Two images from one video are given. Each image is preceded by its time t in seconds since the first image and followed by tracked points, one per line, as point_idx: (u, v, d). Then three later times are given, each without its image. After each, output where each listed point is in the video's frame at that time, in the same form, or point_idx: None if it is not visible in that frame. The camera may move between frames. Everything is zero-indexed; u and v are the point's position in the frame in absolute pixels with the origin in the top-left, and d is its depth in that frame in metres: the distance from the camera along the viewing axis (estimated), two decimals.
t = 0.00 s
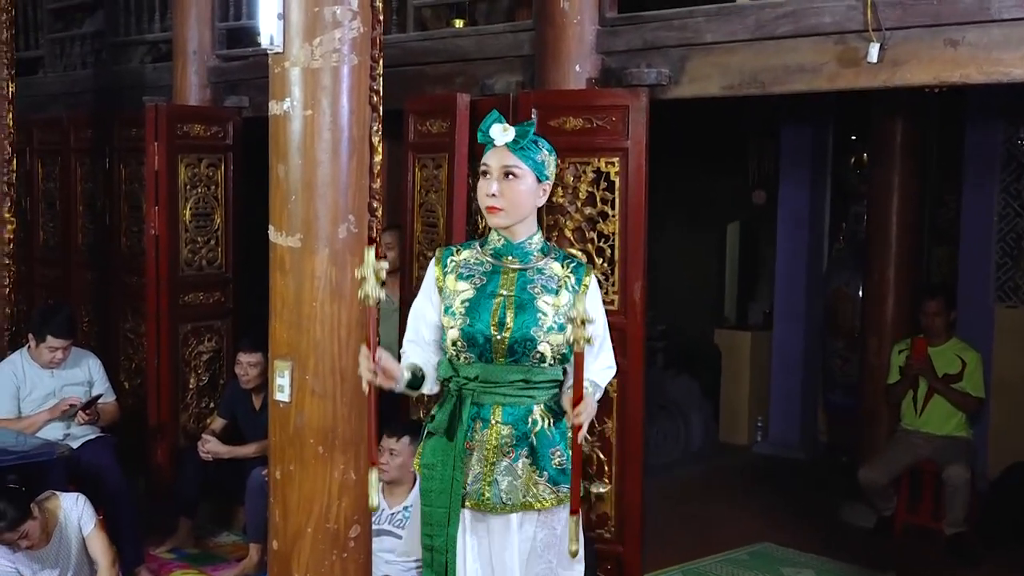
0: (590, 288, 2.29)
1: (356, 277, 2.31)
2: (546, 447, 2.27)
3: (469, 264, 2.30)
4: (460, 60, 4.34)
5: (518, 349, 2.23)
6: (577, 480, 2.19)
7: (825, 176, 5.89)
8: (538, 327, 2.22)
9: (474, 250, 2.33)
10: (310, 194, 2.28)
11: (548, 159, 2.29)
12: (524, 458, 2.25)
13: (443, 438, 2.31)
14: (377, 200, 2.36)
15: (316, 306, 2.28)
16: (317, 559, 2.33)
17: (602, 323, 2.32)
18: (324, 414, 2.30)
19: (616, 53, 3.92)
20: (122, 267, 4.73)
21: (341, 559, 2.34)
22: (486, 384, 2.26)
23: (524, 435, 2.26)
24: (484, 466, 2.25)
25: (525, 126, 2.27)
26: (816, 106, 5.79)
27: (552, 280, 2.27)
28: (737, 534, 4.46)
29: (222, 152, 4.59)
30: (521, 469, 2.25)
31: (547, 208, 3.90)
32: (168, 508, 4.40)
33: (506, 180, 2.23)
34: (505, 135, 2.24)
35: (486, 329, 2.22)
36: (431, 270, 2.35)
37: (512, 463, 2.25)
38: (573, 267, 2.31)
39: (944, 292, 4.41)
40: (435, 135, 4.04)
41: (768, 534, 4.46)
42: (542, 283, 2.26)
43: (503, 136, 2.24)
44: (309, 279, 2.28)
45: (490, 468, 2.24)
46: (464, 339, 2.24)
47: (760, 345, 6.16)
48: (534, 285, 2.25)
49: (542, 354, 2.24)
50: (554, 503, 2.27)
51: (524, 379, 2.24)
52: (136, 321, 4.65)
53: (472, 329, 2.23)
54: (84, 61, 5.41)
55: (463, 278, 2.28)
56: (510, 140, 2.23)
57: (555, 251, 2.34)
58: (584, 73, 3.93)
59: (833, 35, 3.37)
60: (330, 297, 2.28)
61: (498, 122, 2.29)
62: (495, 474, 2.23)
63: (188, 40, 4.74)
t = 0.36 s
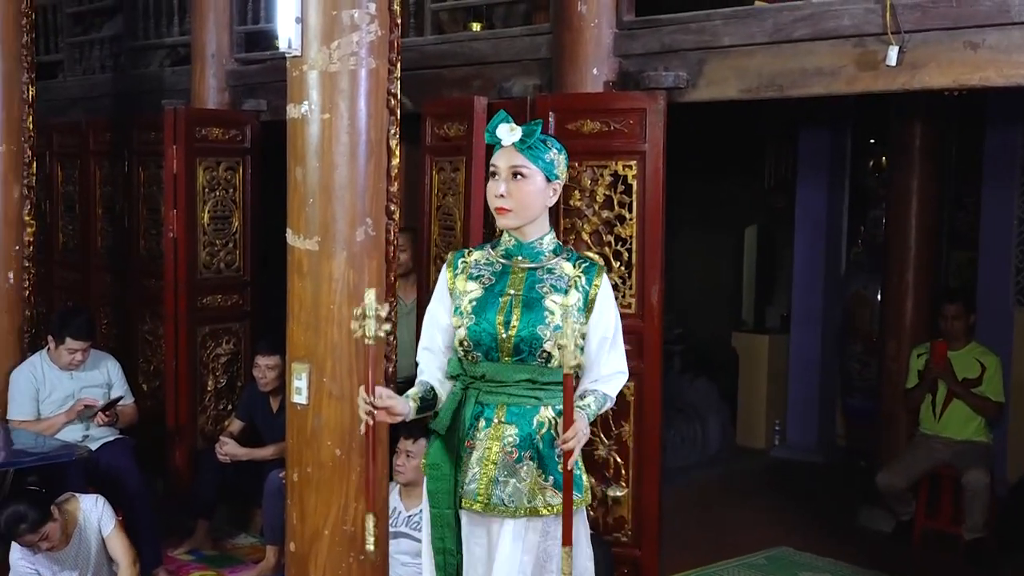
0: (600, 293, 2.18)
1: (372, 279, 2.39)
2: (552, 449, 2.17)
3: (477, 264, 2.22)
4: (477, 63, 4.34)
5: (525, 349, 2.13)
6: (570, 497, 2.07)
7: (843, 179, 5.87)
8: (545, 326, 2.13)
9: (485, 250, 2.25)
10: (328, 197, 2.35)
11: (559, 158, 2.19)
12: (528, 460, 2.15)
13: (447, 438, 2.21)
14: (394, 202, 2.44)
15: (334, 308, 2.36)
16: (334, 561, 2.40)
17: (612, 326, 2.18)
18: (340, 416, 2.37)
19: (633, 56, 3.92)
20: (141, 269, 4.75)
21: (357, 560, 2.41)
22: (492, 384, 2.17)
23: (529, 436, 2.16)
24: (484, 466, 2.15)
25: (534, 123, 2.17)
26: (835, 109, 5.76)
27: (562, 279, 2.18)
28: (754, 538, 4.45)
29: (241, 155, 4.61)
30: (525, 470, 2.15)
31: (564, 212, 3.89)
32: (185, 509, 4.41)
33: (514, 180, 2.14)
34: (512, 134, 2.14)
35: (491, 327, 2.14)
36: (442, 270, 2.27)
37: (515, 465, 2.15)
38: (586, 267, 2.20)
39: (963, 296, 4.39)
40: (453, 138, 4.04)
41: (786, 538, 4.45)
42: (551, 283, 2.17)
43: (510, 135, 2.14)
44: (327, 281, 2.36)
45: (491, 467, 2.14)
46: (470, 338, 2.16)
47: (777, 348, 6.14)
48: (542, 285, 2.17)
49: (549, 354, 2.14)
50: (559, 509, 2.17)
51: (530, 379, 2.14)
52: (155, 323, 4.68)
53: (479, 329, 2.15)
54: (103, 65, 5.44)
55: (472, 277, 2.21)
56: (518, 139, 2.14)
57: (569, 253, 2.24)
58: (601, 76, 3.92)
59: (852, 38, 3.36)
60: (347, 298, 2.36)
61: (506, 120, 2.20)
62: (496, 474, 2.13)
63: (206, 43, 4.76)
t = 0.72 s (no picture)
0: (600, 282, 2.09)
1: (391, 279, 2.40)
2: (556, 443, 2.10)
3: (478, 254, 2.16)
4: (496, 63, 4.34)
5: (521, 342, 2.07)
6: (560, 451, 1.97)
7: (862, 179, 5.85)
8: (539, 319, 2.06)
9: (486, 240, 2.19)
10: (347, 197, 2.35)
11: (563, 148, 2.12)
12: (531, 453, 2.09)
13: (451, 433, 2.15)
14: (412, 202, 2.45)
15: (353, 308, 2.36)
16: (352, 560, 2.41)
17: (619, 313, 2.10)
18: (359, 415, 2.38)
19: (653, 56, 3.91)
20: (160, 268, 4.77)
21: (376, 559, 2.42)
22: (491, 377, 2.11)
23: (531, 431, 2.09)
24: (486, 462, 2.09)
25: (537, 111, 2.11)
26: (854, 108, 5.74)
27: (560, 270, 2.09)
28: (772, 538, 4.44)
29: (260, 155, 4.62)
30: (528, 464, 2.08)
31: (582, 211, 3.87)
32: (204, 508, 4.43)
33: (516, 167, 2.07)
34: (514, 121, 2.08)
35: (487, 319, 2.08)
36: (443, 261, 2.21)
37: (517, 459, 2.08)
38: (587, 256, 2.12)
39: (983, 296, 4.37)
40: (472, 138, 4.04)
41: (804, 539, 4.44)
42: (549, 274, 2.09)
43: (512, 122, 2.08)
44: (345, 281, 2.36)
45: (493, 463, 2.08)
46: (467, 332, 2.10)
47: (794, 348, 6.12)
48: (539, 276, 2.09)
49: (547, 346, 2.07)
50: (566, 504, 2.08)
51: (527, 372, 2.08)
52: (174, 322, 4.70)
53: (476, 323, 2.09)
54: (124, 65, 5.47)
55: (471, 268, 2.14)
56: (520, 126, 2.07)
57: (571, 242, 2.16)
58: (620, 75, 3.92)
59: (872, 37, 3.35)
60: (366, 298, 2.36)
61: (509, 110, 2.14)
62: (498, 469, 2.07)
63: (226, 44, 4.78)
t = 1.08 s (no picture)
0: (604, 285, 2.06)
1: (401, 279, 2.40)
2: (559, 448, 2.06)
3: (484, 261, 2.13)
4: (507, 63, 4.34)
5: (524, 347, 2.03)
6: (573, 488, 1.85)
7: (873, 179, 5.84)
8: (541, 323, 2.02)
9: (492, 247, 2.16)
10: (358, 197, 2.35)
11: (563, 153, 2.08)
12: (534, 459, 2.05)
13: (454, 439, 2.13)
14: (424, 202, 2.45)
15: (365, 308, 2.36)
16: (363, 560, 2.41)
17: (625, 314, 2.05)
18: (370, 415, 2.38)
19: (664, 56, 3.91)
20: (173, 268, 4.78)
21: (387, 559, 2.42)
22: (495, 384, 2.08)
23: (534, 436, 2.05)
24: (487, 468, 2.06)
25: (532, 119, 2.07)
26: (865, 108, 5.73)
27: (564, 274, 2.06)
28: (783, 539, 4.43)
29: (271, 155, 4.63)
30: (531, 470, 2.04)
31: (594, 211, 3.87)
32: (216, 507, 4.44)
33: (514, 178, 2.04)
34: (509, 132, 2.04)
35: (490, 325, 2.05)
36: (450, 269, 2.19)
37: (518, 465, 2.05)
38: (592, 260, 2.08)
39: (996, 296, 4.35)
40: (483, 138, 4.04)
41: (815, 539, 4.43)
42: (553, 279, 2.06)
43: (507, 133, 2.05)
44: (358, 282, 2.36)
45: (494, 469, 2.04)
46: (472, 338, 2.07)
47: (804, 348, 6.11)
48: (542, 281, 2.06)
49: (549, 350, 2.02)
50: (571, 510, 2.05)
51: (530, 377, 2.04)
52: (186, 322, 4.71)
53: (479, 329, 2.06)
54: (136, 65, 5.49)
55: (476, 275, 2.12)
56: (515, 136, 2.04)
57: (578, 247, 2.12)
58: (631, 75, 3.92)
59: (884, 37, 3.34)
60: (378, 298, 2.36)
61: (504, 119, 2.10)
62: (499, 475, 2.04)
63: (238, 44, 4.79)
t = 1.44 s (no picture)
0: (610, 292, 2.04)
1: (406, 279, 2.40)
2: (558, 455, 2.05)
3: (492, 266, 2.14)
4: (511, 63, 4.34)
5: (528, 352, 2.03)
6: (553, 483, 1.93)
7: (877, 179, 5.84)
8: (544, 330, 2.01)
9: (501, 252, 2.17)
10: (363, 197, 2.35)
11: (565, 160, 2.03)
12: (531, 465, 2.04)
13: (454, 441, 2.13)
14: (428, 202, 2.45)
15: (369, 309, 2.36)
16: (367, 561, 2.41)
17: (631, 323, 2.04)
18: (375, 416, 2.38)
19: (668, 56, 3.91)
20: (177, 268, 4.79)
21: (391, 560, 2.42)
22: (496, 387, 2.08)
23: (533, 442, 2.05)
24: (485, 471, 2.06)
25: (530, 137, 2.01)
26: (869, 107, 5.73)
27: (569, 280, 2.05)
28: (788, 539, 4.43)
29: (276, 155, 4.63)
30: (528, 476, 2.04)
31: (598, 211, 3.87)
32: (220, 507, 4.44)
33: (522, 204, 2.02)
34: (510, 160, 1.99)
35: (494, 330, 2.05)
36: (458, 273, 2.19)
37: (516, 470, 2.04)
38: (599, 265, 2.07)
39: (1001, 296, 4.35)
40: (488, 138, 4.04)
41: (820, 539, 4.42)
42: (559, 284, 2.05)
43: (508, 161, 1.99)
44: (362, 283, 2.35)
45: (491, 473, 2.04)
46: (476, 343, 2.08)
47: (808, 348, 6.11)
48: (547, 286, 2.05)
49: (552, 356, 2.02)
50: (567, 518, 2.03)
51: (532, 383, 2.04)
52: (190, 322, 4.72)
53: (484, 334, 2.06)
54: (141, 65, 5.50)
55: (483, 279, 2.13)
56: (517, 164, 1.99)
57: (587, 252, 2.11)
58: (636, 75, 3.91)
59: (889, 37, 3.34)
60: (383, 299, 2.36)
61: (500, 137, 2.03)
62: (495, 479, 2.03)
63: (243, 44, 4.79)
